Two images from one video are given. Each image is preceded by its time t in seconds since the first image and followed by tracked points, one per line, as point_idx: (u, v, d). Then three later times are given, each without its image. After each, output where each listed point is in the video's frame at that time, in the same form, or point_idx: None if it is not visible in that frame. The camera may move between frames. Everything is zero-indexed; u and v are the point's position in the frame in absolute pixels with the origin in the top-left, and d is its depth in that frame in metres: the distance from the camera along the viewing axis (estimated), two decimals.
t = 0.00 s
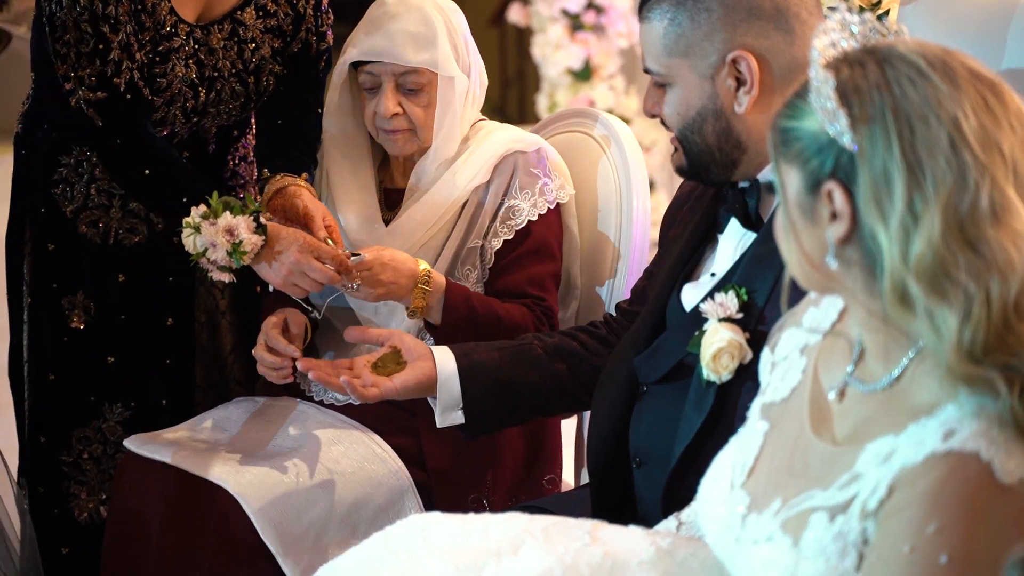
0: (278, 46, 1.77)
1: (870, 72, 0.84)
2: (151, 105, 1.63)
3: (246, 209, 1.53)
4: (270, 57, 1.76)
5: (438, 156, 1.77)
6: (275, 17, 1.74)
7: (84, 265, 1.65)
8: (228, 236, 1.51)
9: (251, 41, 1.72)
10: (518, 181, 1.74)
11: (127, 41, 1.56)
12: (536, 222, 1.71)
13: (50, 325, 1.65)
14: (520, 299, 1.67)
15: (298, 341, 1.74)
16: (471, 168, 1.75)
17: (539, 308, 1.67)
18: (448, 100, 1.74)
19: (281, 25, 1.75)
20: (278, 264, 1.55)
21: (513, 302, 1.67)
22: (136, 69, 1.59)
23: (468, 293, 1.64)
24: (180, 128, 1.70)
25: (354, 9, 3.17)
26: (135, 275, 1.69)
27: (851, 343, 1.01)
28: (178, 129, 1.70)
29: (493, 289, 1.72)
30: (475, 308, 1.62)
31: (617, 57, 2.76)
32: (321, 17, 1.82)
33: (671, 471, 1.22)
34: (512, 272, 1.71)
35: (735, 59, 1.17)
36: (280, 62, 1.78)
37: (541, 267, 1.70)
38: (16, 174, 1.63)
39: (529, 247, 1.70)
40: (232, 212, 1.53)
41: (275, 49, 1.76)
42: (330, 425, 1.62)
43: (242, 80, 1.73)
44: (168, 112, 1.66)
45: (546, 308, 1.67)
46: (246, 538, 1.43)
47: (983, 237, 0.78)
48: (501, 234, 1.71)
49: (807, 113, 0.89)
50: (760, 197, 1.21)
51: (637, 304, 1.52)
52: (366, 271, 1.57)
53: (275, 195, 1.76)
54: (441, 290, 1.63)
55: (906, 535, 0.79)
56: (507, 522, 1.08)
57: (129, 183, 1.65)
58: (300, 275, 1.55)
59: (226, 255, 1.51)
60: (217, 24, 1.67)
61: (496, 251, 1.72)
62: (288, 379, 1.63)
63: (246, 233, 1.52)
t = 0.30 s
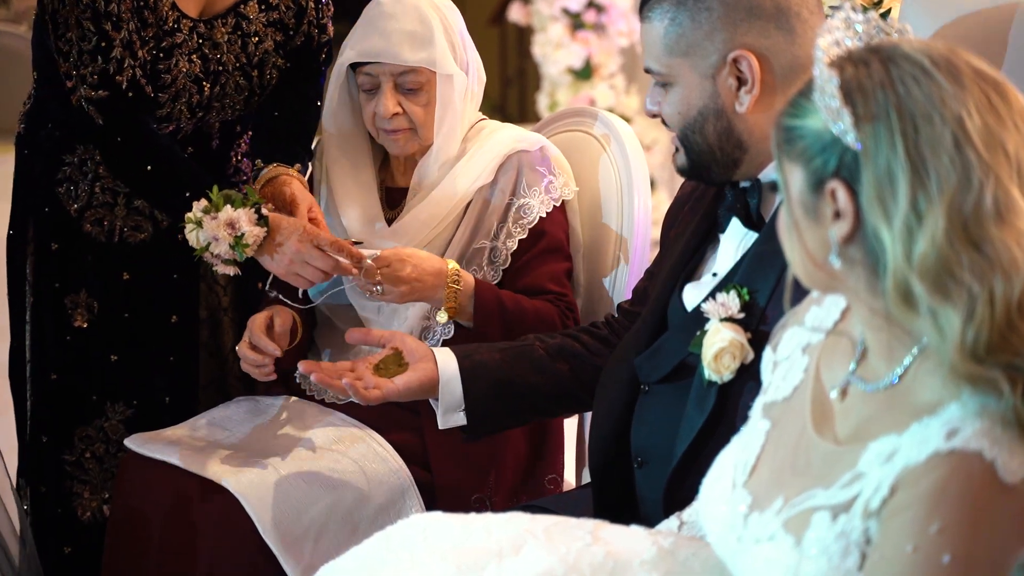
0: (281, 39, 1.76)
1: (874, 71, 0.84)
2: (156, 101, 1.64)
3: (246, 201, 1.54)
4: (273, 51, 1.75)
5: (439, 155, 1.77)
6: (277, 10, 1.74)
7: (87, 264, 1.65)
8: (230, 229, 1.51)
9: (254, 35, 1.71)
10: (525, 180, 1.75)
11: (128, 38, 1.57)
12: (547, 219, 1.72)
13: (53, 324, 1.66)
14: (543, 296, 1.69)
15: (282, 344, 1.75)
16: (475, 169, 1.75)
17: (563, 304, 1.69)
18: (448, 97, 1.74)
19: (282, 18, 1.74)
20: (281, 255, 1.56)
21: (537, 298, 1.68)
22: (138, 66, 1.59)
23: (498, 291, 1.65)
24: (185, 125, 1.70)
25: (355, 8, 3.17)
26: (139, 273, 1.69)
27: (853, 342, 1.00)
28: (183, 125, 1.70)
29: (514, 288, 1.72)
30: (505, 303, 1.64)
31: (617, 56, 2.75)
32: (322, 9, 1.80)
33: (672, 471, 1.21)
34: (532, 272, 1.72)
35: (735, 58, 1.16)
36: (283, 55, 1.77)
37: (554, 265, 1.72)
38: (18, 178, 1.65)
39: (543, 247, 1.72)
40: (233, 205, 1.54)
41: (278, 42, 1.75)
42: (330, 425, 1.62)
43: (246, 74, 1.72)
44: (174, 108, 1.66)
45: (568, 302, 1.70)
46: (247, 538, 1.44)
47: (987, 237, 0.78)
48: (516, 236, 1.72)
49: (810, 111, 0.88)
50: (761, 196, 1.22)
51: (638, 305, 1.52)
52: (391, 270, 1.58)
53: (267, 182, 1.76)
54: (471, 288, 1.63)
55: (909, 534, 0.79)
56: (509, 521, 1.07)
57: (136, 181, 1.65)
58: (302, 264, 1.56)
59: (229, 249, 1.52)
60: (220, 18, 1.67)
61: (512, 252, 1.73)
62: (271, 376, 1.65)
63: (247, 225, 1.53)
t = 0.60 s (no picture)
0: (286, 29, 1.76)
1: (876, 70, 0.84)
2: (165, 93, 1.64)
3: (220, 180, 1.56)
4: (279, 41, 1.75)
5: (440, 157, 1.77)
6: None
7: (95, 261, 1.67)
8: (208, 211, 1.55)
9: (260, 25, 1.72)
10: (529, 180, 1.75)
11: (125, 34, 1.56)
12: (553, 216, 1.73)
13: (59, 323, 1.67)
14: (557, 293, 1.69)
15: (281, 343, 1.76)
16: (478, 169, 1.75)
17: (578, 301, 1.69)
18: (448, 97, 1.74)
19: (287, 7, 1.75)
20: (262, 229, 1.58)
21: (551, 297, 1.68)
22: (132, 63, 1.58)
23: (515, 290, 1.65)
24: (194, 116, 1.69)
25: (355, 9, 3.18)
26: (147, 269, 1.70)
27: (854, 342, 1.00)
28: (191, 117, 1.69)
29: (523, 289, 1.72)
30: (526, 304, 1.64)
31: (618, 56, 2.76)
32: None
33: (673, 471, 1.21)
34: (543, 269, 1.72)
35: (734, 60, 1.16)
36: (287, 45, 1.77)
37: (563, 261, 1.73)
38: (24, 177, 1.67)
39: (552, 245, 1.73)
40: (210, 186, 1.57)
41: (283, 32, 1.75)
42: (330, 425, 1.62)
43: (253, 63, 1.72)
44: (182, 100, 1.66)
45: (582, 298, 1.70)
46: (247, 537, 1.43)
47: (987, 237, 0.78)
48: (525, 236, 1.72)
49: (811, 111, 0.88)
50: (762, 196, 1.22)
51: (639, 306, 1.51)
52: (413, 272, 1.58)
53: (255, 165, 1.75)
54: (493, 292, 1.64)
55: (910, 535, 0.79)
56: (510, 521, 1.07)
57: (123, 170, 1.64)
58: (283, 235, 1.57)
59: (211, 230, 1.56)
60: (227, 8, 1.67)
61: (523, 252, 1.73)
62: (265, 374, 1.66)
63: (225, 205, 1.55)
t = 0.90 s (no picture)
0: (293, 19, 1.81)
1: (873, 73, 0.84)
2: (174, 81, 1.70)
3: (183, 144, 1.66)
4: (286, 30, 1.80)
5: (440, 158, 1.78)
6: None
7: (106, 257, 1.71)
8: (171, 176, 1.64)
9: (267, 14, 1.76)
10: (529, 182, 1.75)
11: (114, 29, 1.63)
12: (553, 217, 1.73)
13: (70, 319, 1.70)
14: (559, 294, 1.69)
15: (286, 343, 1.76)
16: (478, 170, 1.75)
17: (581, 302, 1.70)
18: (447, 97, 1.74)
19: None
20: (223, 184, 1.69)
21: (554, 298, 1.69)
22: (118, 59, 1.65)
23: (518, 291, 1.66)
24: (205, 104, 1.76)
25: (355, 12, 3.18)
26: (157, 264, 1.75)
27: (852, 344, 1.01)
28: (202, 105, 1.76)
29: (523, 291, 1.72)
30: (531, 306, 1.64)
31: (617, 57, 2.76)
32: None
33: (672, 472, 1.22)
34: (545, 271, 1.72)
35: (730, 64, 1.16)
36: (296, 35, 1.82)
37: (564, 262, 1.73)
38: (36, 172, 1.69)
39: (552, 247, 1.73)
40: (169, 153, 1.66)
41: (291, 22, 1.80)
42: (330, 426, 1.62)
43: (261, 52, 1.77)
44: (192, 87, 1.72)
45: (584, 299, 1.71)
46: (246, 539, 1.43)
47: (985, 240, 0.78)
48: (525, 238, 1.72)
49: (809, 113, 0.88)
50: (761, 198, 1.22)
51: (638, 308, 1.51)
52: (417, 275, 1.58)
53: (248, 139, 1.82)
54: (499, 296, 1.64)
55: (908, 537, 0.79)
56: (510, 522, 1.07)
57: (118, 165, 1.69)
58: (242, 184, 1.68)
59: (178, 193, 1.66)
60: None
61: (523, 255, 1.73)
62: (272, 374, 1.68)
63: (186, 167, 1.65)
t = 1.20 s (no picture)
0: (303, 8, 1.88)
1: (871, 74, 0.84)
2: (184, 66, 1.78)
3: (140, 106, 1.75)
4: (295, 18, 1.86)
5: (440, 159, 1.77)
6: None
7: (123, 250, 1.80)
8: (133, 139, 1.74)
9: (275, 2, 1.83)
10: (529, 183, 1.75)
11: (100, 21, 1.71)
12: (553, 218, 1.73)
13: (88, 310, 1.80)
14: (558, 296, 1.69)
15: (295, 334, 1.80)
16: (478, 171, 1.75)
17: (581, 304, 1.70)
18: (448, 99, 1.75)
19: None
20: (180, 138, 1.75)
21: (553, 299, 1.69)
22: (104, 49, 1.72)
23: (517, 294, 1.66)
24: (216, 90, 1.83)
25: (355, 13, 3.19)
26: (173, 257, 1.83)
27: (851, 346, 1.01)
28: (214, 91, 1.83)
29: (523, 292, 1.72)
30: (529, 308, 1.64)
31: (617, 58, 2.76)
32: None
33: (671, 473, 1.22)
34: (544, 272, 1.72)
35: (729, 66, 1.16)
36: (306, 23, 1.88)
37: (563, 264, 1.73)
38: (57, 175, 1.80)
39: (551, 248, 1.73)
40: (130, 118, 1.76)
41: (300, 10, 1.87)
42: (330, 427, 1.62)
43: (271, 39, 1.83)
44: (202, 71, 1.79)
45: (583, 301, 1.71)
46: (245, 539, 1.43)
47: (983, 241, 0.78)
48: (524, 239, 1.72)
49: (806, 115, 0.89)
50: (760, 199, 1.22)
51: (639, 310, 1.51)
52: (414, 279, 1.58)
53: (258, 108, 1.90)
54: (497, 299, 1.64)
55: (908, 537, 0.80)
56: (509, 522, 1.07)
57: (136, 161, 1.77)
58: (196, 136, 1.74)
59: (141, 153, 1.74)
60: None
61: (523, 257, 1.74)
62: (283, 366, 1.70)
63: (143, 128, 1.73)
